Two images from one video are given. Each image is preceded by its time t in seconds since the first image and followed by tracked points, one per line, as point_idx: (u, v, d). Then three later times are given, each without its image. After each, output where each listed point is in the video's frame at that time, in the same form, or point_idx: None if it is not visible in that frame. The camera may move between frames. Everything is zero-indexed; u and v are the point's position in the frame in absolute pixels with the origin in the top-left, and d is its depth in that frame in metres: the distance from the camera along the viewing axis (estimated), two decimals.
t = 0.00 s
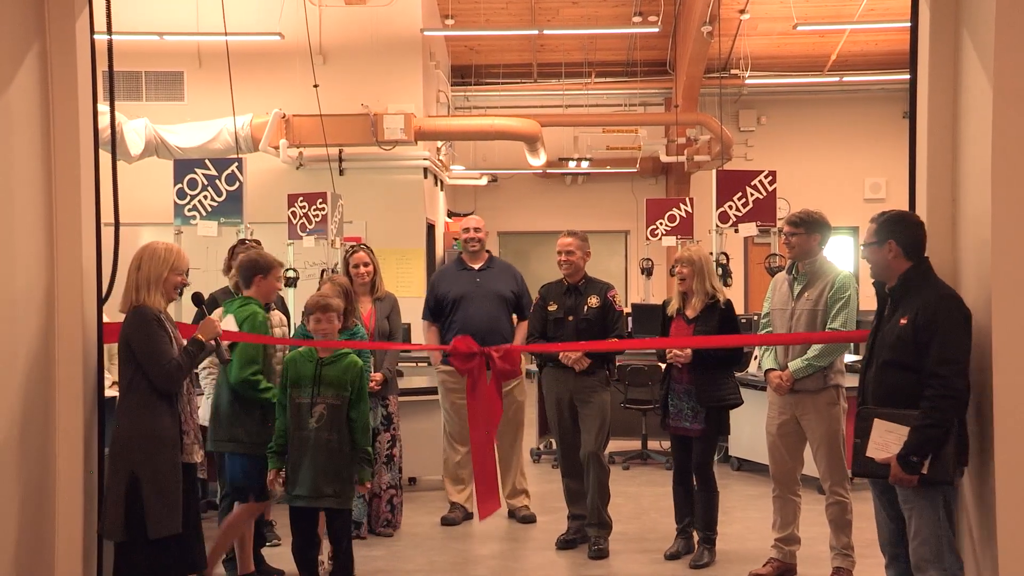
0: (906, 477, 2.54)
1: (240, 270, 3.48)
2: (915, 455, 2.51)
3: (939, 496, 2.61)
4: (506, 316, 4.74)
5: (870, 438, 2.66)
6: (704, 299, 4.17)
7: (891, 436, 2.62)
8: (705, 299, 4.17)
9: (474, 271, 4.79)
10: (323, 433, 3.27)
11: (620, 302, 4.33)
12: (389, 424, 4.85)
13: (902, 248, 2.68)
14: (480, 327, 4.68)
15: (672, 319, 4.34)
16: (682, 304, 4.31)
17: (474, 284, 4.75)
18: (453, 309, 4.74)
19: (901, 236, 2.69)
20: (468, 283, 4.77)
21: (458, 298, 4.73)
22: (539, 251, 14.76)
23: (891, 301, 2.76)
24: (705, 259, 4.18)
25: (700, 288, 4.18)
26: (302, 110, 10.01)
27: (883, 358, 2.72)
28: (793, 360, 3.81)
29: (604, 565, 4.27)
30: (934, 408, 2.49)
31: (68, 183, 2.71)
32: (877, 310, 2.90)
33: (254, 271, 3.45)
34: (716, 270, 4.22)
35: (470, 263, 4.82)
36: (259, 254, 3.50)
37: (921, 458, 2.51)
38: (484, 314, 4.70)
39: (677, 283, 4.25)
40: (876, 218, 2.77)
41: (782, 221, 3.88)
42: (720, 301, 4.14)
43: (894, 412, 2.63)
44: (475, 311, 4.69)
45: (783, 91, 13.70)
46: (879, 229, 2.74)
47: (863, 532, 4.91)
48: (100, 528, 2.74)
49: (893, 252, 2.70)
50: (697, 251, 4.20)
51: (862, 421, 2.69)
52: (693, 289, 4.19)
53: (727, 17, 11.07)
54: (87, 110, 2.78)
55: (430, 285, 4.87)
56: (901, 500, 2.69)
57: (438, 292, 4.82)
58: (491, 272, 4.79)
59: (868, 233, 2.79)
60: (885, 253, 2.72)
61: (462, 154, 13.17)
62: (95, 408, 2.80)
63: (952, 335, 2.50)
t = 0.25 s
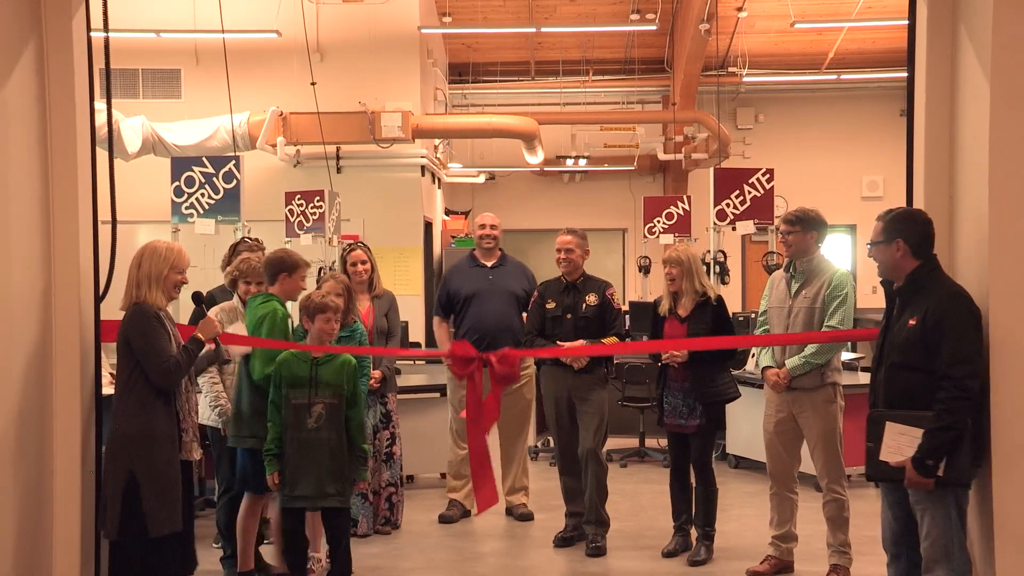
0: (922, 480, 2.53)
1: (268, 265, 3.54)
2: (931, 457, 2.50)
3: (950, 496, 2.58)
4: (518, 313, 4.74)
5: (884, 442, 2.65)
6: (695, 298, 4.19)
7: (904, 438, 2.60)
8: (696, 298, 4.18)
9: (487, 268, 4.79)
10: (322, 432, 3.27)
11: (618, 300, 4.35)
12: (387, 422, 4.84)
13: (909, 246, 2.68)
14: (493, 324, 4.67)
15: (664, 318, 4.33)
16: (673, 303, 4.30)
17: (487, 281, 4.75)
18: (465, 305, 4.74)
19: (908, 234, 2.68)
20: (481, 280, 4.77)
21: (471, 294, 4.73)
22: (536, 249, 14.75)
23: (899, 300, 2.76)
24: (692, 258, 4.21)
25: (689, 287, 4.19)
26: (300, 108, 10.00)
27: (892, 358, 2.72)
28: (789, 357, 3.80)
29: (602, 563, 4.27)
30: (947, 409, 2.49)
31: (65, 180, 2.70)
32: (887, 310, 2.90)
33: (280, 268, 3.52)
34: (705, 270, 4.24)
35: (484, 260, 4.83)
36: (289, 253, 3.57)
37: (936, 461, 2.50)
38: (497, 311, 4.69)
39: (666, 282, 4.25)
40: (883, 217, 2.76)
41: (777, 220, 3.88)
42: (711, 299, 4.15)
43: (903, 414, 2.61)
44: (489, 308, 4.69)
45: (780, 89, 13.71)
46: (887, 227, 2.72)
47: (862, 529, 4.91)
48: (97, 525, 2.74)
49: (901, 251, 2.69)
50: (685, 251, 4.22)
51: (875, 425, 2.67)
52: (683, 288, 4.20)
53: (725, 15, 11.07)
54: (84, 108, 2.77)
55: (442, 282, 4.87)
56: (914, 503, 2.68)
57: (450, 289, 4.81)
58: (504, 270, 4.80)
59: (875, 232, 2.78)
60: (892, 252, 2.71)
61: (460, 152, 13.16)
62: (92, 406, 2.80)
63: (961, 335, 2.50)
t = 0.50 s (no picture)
0: (936, 480, 2.51)
1: (304, 265, 3.55)
2: (944, 457, 2.49)
3: (955, 497, 2.58)
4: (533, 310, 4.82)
5: (894, 444, 2.62)
6: (693, 293, 4.19)
7: (914, 438, 2.58)
8: (694, 293, 4.19)
9: (501, 266, 4.86)
10: (302, 429, 3.24)
11: (616, 295, 4.36)
12: (385, 418, 4.81)
13: (912, 241, 2.67)
14: (507, 323, 4.76)
15: (661, 313, 4.33)
16: (671, 297, 4.30)
17: (502, 279, 4.83)
18: (480, 303, 4.83)
19: (909, 230, 2.68)
20: (495, 277, 4.85)
21: (487, 292, 4.82)
22: (535, 245, 14.75)
23: (904, 294, 2.74)
24: (692, 254, 4.19)
25: (685, 283, 4.19)
26: (298, 103, 9.99)
27: (897, 354, 2.70)
28: (787, 353, 3.81)
29: (601, 557, 4.27)
30: (956, 406, 2.48)
31: (61, 177, 2.70)
32: (892, 304, 2.88)
33: (317, 269, 3.53)
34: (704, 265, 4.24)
35: (498, 257, 4.89)
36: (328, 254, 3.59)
37: (949, 460, 2.49)
38: (512, 309, 4.78)
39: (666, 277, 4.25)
40: (885, 212, 2.75)
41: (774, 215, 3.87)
42: (712, 294, 4.17)
43: (910, 413, 2.59)
44: (504, 305, 4.78)
45: (779, 84, 13.70)
46: (888, 222, 2.72)
47: (861, 524, 4.91)
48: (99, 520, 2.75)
49: (903, 246, 2.68)
50: (685, 247, 4.20)
51: (884, 426, 2.64)
52: (683, 283, 4.20)
53: (723, 10, 11.06)
54: (82, 104, 2.77)
55: (456, 277, 4.94)
56: (918, 499, 2.68)
57: (466, 285, 4.89)
58: (518, 267, 4.87)
59: (877, 227, 2.77)
60: (894, 247, 2.70)
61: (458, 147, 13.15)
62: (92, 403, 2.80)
63: (964, 332, 2.50)
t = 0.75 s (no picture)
0: (937, 474, 2.52)
1: (330, 258, 3.61)
2: (946, 451, 2.49)
3: (954, 493, 2.58)
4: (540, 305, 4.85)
5: (892, 439, 2.62)
6: (705, 287, 4.26)
7: (913, 433, 2.59)
8: (706, 287, 4.26)
9: (509, 260, 4.87)
10: (285, 422, 3.35)
11: (615, 288, 4.36)
12: (385, 412, 4.83)
13: (903, 238, 2.68)
14: (511, 317, 4.79)
15: (672, 305, 4.42)
16: (683, 290, 4.39)
17: (509, 273, 4.84)
18: (486, 296, 4.84)
19: (905, 225, 2.68)
20: (503, 271, 4.86)
21: (494, 286, 4.83)
22: (535, 238, 14.75)
23: (902, 287, 2.75)
24: (706, 248, 4.27)
25: (699, 277, 4.26)
26: (297, 97, 9.98)
27: (895, 347, 2.70)
28: (787, 347, 3.81)
29: (600, 550, 4.28)
30: (955, 399, 2.48)
31: (61, 171, 2.70)
32: (891, 297, 2.87)
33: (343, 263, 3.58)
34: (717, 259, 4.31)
35: (506, 250, 4.90)
36: (354, 249, 3.63)
37: (951, 454, 2.49)
38: (518, 303, 4.80)
39: (680, 270, 4.33)
40: (884, 206, 2.75)
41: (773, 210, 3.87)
42: (723, 288, 4.22)
43: (910, 408, 2.60)
44: (511, 300, 4.81)
45: (779, 77, 13.68)
46: (884, 216, 2.73)
47: (860, 517, 4.92)
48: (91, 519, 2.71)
49: (896, 242, 2.70)
50: (700, 240, 4.28)
51: (881, 422, 2.65)
52: (696, 276, 4.27)
53: (723, 3, 11.05)
54: (80, 96, 2.77)
55: (463, 269, 4.94)
56: (915, 493, 2.69)
57: (473, 278, 4.89)
58: (526, 261, 4.88)
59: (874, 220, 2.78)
60: (887, 242, 2.72)
61: (457, 140, 13.14)
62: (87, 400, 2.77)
63: (962, 326, 2.51)
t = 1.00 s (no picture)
0: (929, 463, 2.53)
1: (353, 249, 3.63)
2: (937, 439, 2.50)
3: (949, 483, 2.59)
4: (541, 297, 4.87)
5: (887, 427, 2.62)
6: (718, 281, 4.28)
7: (907, 421, 2.59)
8: (719, 281, 4.27)
9: (512, 251, 4.88)
10: (281, 413, 3.37)
11: (615, 279, 4.36)
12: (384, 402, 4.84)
13: (905, 225, 2.68)
14: (511, 309, 4.80)
15: (684, 296, 4.45)
16: (696, 283, 4.41)
17: (512, 265, 4.84)
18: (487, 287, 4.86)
19: (904, 214, 2.69)
20: (505, 262, 4.87)
21: (495, 277, 4.83)
22: (535, 229, 14.74)
23: (899, 276, 2.76)
24: (719, 240, 4.30)
25: (713, 270, 4.28)
26: (296, 88, 9.96)
27: (891, 336, 2.71)
28: (786, 338, 3.81)
29: (599, 541, 4.29)
30: (944, 388, 2.49)
31: (60, 163, 2.70)
32: (889, 287, 2.87)
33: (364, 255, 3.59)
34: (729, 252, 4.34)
35: (510, 242, 4.90)
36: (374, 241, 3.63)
37: (942, 443, 2.50)
38: (519, 295, 4.82)
39: (692, 263, 4.35)
40: (885, 195, 2.75)
41: (773, 201, 3.86)
42: (736, 282, 4.23)
43: (906, 397, 2.60)
44: (512, 291, 4.81)
45: (779, 68, 13.66)
46: (885, 205, 2.73)
47: (859, 507, 4.93)
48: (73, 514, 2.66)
49: (897, 230, 2.70)
50: (713, 233, 4.31)
51: (875, 410, 2.65)
52: (708, 269, 4.30)
53: None
54: (78, 83, 2.76)
55: (466, 258, 4.95)
56: (909, 484, 2.70)
57: (475, 268, 4.89)
58: (528, 253, 4.88)
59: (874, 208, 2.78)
60: (889, 231, 2.73)
61: (457, 131, 13.12)
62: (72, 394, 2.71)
63: (954, 315, 2.51)
